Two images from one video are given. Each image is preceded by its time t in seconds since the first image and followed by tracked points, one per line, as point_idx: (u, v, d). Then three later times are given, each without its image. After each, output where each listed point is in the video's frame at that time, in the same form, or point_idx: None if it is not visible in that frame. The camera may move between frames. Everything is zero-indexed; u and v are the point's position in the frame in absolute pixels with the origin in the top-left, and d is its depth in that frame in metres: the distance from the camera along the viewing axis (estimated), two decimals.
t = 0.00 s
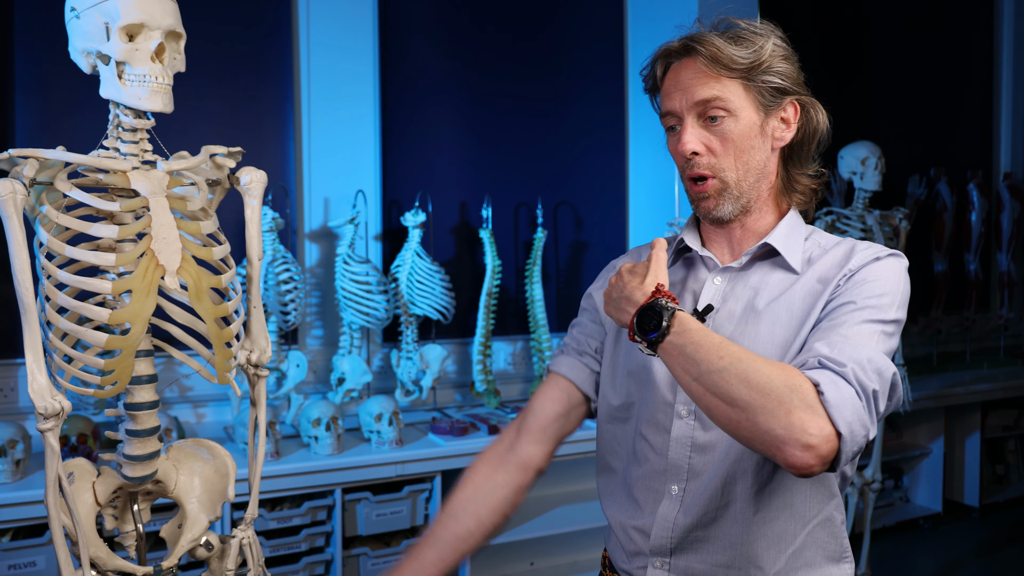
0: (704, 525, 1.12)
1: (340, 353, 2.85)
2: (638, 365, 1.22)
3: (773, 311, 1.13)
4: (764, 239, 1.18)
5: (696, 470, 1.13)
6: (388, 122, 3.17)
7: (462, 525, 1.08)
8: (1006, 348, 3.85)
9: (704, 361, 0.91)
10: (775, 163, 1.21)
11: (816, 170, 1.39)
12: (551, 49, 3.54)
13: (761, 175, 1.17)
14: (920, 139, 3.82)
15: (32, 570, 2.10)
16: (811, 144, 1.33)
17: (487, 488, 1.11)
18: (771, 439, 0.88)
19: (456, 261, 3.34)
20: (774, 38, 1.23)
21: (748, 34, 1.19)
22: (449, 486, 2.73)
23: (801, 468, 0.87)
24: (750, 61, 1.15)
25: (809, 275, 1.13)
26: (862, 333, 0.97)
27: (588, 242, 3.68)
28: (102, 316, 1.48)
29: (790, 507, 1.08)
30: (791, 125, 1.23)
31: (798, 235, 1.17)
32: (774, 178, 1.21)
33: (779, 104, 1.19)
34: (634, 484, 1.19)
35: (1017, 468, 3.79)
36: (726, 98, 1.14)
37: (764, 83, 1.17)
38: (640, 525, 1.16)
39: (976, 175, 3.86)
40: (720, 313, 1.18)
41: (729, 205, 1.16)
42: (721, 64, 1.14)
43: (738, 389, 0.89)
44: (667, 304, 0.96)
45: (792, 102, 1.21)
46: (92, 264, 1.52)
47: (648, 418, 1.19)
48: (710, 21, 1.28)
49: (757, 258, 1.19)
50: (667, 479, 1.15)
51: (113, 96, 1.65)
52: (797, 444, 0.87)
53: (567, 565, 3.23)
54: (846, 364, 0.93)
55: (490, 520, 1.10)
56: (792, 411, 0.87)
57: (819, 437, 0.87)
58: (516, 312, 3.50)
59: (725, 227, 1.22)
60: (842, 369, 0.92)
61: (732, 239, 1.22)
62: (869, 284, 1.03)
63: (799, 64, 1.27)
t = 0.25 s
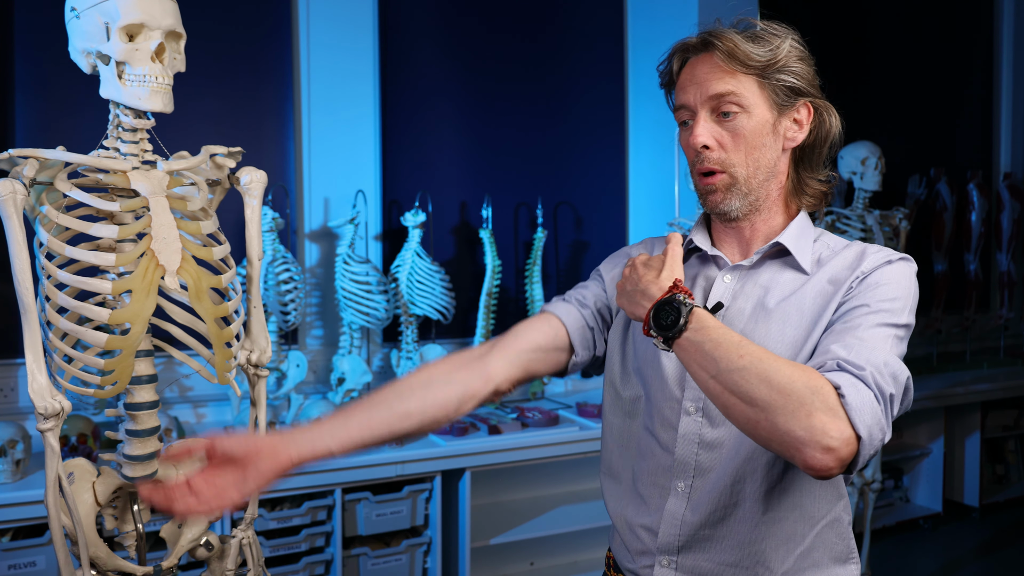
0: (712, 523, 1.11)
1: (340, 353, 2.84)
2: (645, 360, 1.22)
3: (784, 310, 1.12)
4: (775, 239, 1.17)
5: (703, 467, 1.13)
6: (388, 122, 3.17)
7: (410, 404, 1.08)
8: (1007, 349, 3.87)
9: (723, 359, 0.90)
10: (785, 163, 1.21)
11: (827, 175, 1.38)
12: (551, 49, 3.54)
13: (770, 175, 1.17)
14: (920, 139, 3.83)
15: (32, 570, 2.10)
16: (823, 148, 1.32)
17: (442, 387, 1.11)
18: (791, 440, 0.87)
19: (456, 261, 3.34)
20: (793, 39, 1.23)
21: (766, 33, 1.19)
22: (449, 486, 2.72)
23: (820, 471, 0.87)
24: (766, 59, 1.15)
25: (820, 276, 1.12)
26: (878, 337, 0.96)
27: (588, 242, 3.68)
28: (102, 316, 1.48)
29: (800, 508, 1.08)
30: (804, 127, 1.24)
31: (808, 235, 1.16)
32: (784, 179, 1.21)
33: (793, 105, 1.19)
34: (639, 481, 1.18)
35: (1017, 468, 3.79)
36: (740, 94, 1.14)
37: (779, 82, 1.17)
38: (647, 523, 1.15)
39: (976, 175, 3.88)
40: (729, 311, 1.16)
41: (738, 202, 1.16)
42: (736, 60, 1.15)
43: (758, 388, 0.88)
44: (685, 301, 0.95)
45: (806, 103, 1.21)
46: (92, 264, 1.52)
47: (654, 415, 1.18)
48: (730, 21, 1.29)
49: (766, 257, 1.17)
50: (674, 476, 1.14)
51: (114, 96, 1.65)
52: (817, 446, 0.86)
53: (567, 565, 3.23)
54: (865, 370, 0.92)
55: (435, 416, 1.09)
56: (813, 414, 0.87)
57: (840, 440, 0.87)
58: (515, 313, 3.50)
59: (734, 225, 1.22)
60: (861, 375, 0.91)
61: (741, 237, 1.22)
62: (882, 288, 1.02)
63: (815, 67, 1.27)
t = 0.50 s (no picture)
0: (715, 522, 1.11)
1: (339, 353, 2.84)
2: (648, 356, 1.22)
3: (790, 308, 1.11)
4: (782, 238, 1.17)
5: (706, 465, 1.12)
6: (388, 122, 3.17)
7: (406, 324, 1.11)
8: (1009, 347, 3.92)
9: (731, 352, 0.90)
10: (793, 163, 1.21)
11: (833, 177, 1.38)
12: (551, 49, 3.54)
13: (777, 174, 1.17)
14: (921, 139, 3.83)
15: (32, 570, 2.10)
16: (831, 150, 1.32)
17: (441, 316, 1.14)
18: (796, 435, 0.87)
19: (456, 261, 3.34)
20: (803, 40, 1.23)
21: (777, 33, 1.19)
22: (449, 486, 2.72)
23: (825, 467, 0.87)
24: (776, 58, 1.15)
25: (827, 276, 1.12)
26: (885, 338, 0.96)
27: (588, 242, 3.68)
28: (102, 316, 1.48)
29: (801, 507, 1.08)
30: (812, 128, 1.24)
31: (814, 235, 1.16)
32: (791, 178, 1.21)
33: (802, 105, 1.19)
34: (642, 479, 1.19)
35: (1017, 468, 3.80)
36: (750, 93, 1.14)
37: (789, 83, 1.17)
38: (649, 521, 1.16)
39: (976, 175, 3.88)
40: (735, 308, 1.16)
41: (745, 201, 1.16)
42: (746, 59, 1.15)
43: (766, 381, 0.87)
44: (696, 293, 0.95)
45: (815, 104, 1.21)
46: (92, 264, 1.52)
47: (657, 411, 1.18)
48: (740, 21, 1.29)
49: (772, 257, 1.17)
50: (676, 473, 1.14)
51: (114, 96, 1.65)
52: (823, 442, 0.86)
53: (567, 565, 3.23)
54: (873, 370, 0.92)
55: (429, 345, 1.12)
56: (819, 409, 0.86)
57: (845, 436, 0.86)
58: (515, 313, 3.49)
59: (740, 224, 1.22)
60: (870, 376, 0.91)
61: (747, 235, 1.22)
62: (888, 290, 1.02)
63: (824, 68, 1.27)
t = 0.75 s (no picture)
0: (713, 522, 1.11)
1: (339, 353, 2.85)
2: (649, 355, 1.22)
3: (791, 310, 1.11)
4: (784, 239, 1.17)
5: (705, 465, 1.12)
6: (387, 122, 3.17)
7: (411, 318, 1.13)
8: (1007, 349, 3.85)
9: (728, 351, 0.90)
10: (797, 164, 1.21)
11: (837, 177, 1.38)
12: (550, 49, 3.54)
13: (781, 174, 1.17)
14: (921, 139, 3.84)
15: (32, 570, 2.10)
16: (835, 151, 1.32)
17: (445, 310, 1.16)
18: (791, 434, 0.87)
19: (456, 261, 3.34)
20: (807, 41, 1.22)
21: (780, 34, 1.19)
22: (449, 486, 2.72)
23: (818, 466, 0.87)
24: (780, 59, 1.15)
25: (828, 278, 1.11)
26: (883, 339, 0.96)
27: (588, 242, 3.68)
28: (102, 316, 1.48)
29: (799, 508, 1.08)
30: (816, 128, 1.24)
31: (817, 236, 1.16)
32: (795, 179, 1.21)
33: (806, 106, 1.19)
34: (642, 479, 1.19)
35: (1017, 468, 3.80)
36: (753, 94, 1.14)
37: (792, 83, 1.17)
38: (647, 521, 1.16)
39: (976, 175, 3.89)
40: (735, 310, 1.16)
41: (749, 201, 1.16)
42: (750, 60, 1.15)
43: (762, 380, 0.88)
44: (694, 291, 0.94)
45: (818, 104, 1.21)
46: (92, 264, 1.52)
47: (657, 411, 1.18)
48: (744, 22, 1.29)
49: (773, 259, 1.17)
50: (675, 473, 1.14)
51: (114, 96, 1.65)
52: (817, 441, 0.86)
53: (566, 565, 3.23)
54: (869, 370, 0.92)
55: (432, 339, 1.14)
56: (814, 409, 0.86)
57: (839, 436, 0.86)
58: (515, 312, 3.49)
59: (744, 225, 1.22)
60: (866, 375, 0.91)
61: (750, 236, 1.22)
62: (889, 292, 1.02)
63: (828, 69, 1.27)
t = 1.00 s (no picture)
0: (713, 522, 1.11)
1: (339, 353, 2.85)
2: (650, 356, 1.22)
3: (791, 310, 1.11)
4: (785, 240, 1.17)
5: (705, 465, 1.12)
6: (387, 121, 3.17)
7: (412, 318, 1.13)
8: (1008, 348, 3.89)
9: (726, 352, 0.89)
10: (797, 164, 1.21)
11: (838, 174, 1.38)
12: (550, 48, 3.54)
13: (782, 175, 1.17)
14: (921, 139, 3.84)
15: (32, 570, 2.10)
16: (835, 149, 1.32)
17: (446, 311, 1.16)
18: (789, 435, 0.87)
19: (456, 261, 3.34)
20: (805, 40, 1.22)
21: (778, 34, 1.19)
22: (449, 486, 2.72)
23: (817, 467, 0.87)
24: (777, 60, 1.15)
25: (828, 279, 1.11)
26: (883, 340, 0.96)
27: (588, 242, 3.68)
28: (102, 316, 1.48)
29: (799, 508, 1.08)
30: (815, 128, 1.23)
31: (817, 237, 1.16)
32: (796, 179, 1.21)
33: (805, 106, 1.19)
34: (642, 479, 1.19)
35: (1016, 468, 3.80)
36: (752, 96, 1.14)
37: (791, 84, 1.17)
38: (647, 521, 1.16)
39: (975, 175, 3.89)
40: (736, 310, 1.16)
41: (749, 203, 1.16)
42: (748, 62, 1.14)
43: (761, 381, 0.87)
44: (694, 292, 0.94)
45: (818, 104, 1.21)
46: (92, 264, 1.52)
47: (658, 412, 1.18)
48: (741, 22, 1.28)
49: (774, 259, 1.17)
50: (675, 473, 1.14)
51: (114, 96, 1.65)
52: (815, 442, 0.86)
53: (566, 565, 3.22)
54: (869, 371, 0.92)
55: (433, 340, 1.14)
56: (813, 410, 0.86)
57: (838, 437, 0.86)
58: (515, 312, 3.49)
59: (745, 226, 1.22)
60: (866, 376, 0.91)
61: (751, 237, 1.22)
62: (890, 293, 1.02)
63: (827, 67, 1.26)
